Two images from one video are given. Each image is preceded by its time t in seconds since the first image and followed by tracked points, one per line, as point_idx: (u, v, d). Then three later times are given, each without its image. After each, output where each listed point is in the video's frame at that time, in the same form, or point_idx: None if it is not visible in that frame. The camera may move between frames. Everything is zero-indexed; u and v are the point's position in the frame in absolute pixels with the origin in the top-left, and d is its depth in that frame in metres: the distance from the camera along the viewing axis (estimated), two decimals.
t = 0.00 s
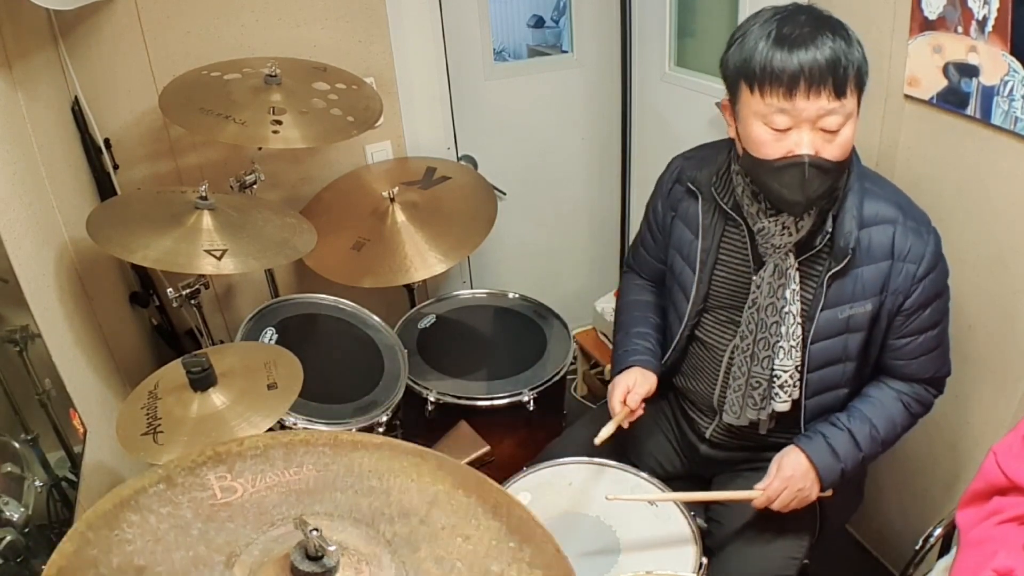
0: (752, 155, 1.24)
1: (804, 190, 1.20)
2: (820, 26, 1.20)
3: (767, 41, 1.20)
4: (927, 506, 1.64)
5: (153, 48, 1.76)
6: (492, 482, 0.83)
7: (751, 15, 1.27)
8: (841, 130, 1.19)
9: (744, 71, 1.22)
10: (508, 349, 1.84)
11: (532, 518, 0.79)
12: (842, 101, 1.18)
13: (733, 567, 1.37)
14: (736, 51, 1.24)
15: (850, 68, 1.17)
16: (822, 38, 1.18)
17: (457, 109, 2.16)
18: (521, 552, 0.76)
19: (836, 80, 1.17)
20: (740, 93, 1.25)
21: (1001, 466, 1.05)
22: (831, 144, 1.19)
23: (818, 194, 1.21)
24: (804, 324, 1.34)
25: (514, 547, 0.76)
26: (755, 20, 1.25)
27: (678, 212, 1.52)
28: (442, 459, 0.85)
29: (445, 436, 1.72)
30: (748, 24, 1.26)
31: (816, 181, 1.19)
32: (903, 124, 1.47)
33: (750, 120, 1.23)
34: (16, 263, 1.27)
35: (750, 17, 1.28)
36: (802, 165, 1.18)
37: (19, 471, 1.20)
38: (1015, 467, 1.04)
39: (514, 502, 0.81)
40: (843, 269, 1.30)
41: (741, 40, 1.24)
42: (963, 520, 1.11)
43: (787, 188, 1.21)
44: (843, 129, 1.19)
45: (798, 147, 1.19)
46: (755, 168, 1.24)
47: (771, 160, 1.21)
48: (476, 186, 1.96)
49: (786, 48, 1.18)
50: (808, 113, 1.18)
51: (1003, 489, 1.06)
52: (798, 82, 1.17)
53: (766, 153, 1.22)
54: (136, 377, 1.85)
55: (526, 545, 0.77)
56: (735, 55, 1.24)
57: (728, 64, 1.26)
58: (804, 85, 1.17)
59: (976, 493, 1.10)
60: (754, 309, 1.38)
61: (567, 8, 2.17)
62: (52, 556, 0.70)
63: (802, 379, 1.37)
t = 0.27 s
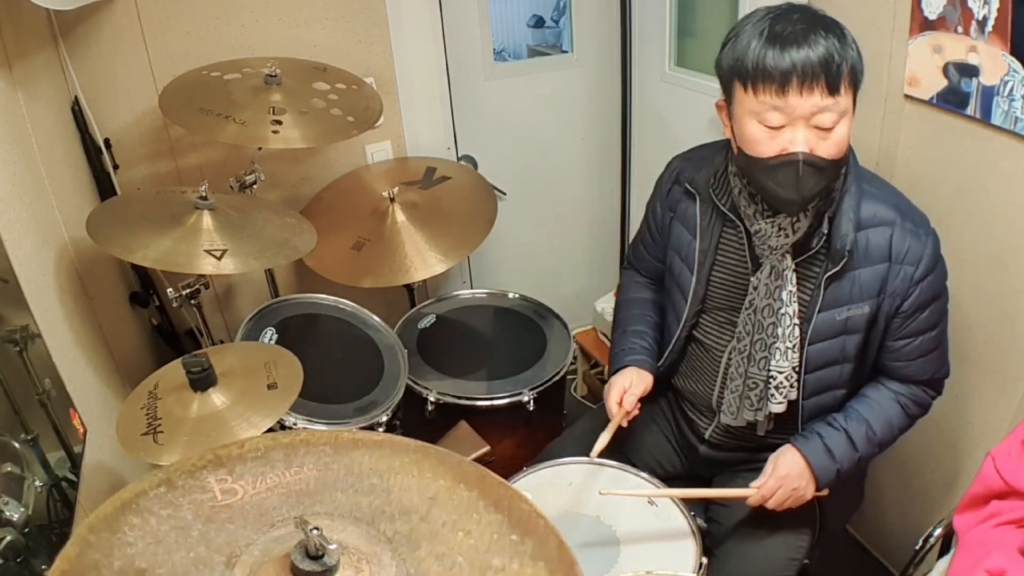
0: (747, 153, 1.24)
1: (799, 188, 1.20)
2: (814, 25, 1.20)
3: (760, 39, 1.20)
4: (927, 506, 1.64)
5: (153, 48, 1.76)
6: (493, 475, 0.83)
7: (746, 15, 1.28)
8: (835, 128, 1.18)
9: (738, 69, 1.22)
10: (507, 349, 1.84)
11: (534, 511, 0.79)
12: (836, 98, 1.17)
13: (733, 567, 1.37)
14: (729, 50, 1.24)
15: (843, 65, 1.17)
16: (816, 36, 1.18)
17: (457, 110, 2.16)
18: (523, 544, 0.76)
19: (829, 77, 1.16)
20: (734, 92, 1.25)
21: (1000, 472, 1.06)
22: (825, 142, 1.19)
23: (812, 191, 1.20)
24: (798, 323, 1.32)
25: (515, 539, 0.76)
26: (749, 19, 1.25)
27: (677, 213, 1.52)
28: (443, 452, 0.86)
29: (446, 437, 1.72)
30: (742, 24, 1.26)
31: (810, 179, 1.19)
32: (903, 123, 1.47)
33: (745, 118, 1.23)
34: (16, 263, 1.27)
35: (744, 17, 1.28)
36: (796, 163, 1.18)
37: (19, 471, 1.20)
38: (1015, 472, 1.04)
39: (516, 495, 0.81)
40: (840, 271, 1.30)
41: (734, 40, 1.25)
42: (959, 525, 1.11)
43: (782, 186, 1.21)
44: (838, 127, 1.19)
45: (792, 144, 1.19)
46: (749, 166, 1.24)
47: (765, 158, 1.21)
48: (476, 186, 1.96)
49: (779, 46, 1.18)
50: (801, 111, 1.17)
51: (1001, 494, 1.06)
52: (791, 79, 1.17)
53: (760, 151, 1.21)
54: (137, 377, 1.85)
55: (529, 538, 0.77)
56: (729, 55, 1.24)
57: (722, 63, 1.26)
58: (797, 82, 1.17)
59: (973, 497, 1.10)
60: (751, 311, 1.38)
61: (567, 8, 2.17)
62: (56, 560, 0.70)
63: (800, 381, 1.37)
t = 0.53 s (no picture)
0: (745, 155, 1.24)
1: (795, 189, 1.20)
2: (810, 26, 1.20)
3: (756, 41, 1.20)
4: (927, 506, 1.64)
5: (153, 48, 1.76)
6: (492, 479, 0.83)
7: (743, 16, 1.28)
8: (832, 130, 1.18)
9: (734, 71, 1.22)
10: (507, 349, 1.84)
11: (532, 515, 0.79)
12: (832, 100, 1.17)
13: (733, 567, 1.37)
14: (726, 52, 1.24)
15: (839, 67, 1.17)
16: (812, 37, 1.18)
17: (457, 110, 2.16)
18: (521, 548, 0.76)
19: (825, 79, 1.16)
20: (731, 94, 1.25)
21: (1001, 471, 1.05)
22: (822, 144, 1.19)
23: (808, 193, 1.20)
24: (797, 324, 1.33)
25: (513, 544, 0.76)
26: (746, 20, 1.25)
27: (676, 213, 1.52)
28: (443, 456, 0.86)
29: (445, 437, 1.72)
30: (739, 25, 1.26)
31: (807, 180, 1.19)
32: (903, 123, 1.47)
33: (741, 120, 1.23)
34: (16, 262, 1.27)
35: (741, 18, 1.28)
36: (793, 165, 1.18)
37: (19, 471, 1.20)
38: (1016, 471, 1.04)
39: (514, 499, 0.81)
40: (839, 272, 1.30)
41: (731, 41, 1.25)
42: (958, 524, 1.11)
43: (779, 188, 1.21)
44: (835, 129, 1.19)
45: (789, 146, 1.19)
46: (747, 168, 1.24)
47: (762, 160, 1.21)
48: (476, 186, 1.96)
49: (775, 48, 1.18)
50: (798, 113, 1.17)
51: (1001, 493, 1.06)
52: (787, 82, 1.17)
53: (758, 153, 1.21)
54: (137, 377, 1.85)
55: (526, 542, 0.76)
56: (726, 56, 1.24)
57: (719, 65, 1.26)
58: (793, 84, 1.17)
59: (973, 495, 1.10)
60: (750, 311, 1.38)
61: (567, 8, 2.17)
62: (54, 558, 0.70)
63: (799, 381, 1.37)
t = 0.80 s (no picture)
0: (745, 156, 1.24)
1: (795, 191, 1.20)
2: (811, 27, 1.20)
3: (757, 41, 1.20)
4: (926, 506, 1.64)
5: (153, 48, 1.76)
6: (492, 477, 0.83)
7: (743, 17, 1.28)
8: (832, 131, 1.18)
9: (735, 72, 1.22)
10: (507, 349, 1.84)
11: (533, 512, 0.79)
12: (832, 101, 1.17)
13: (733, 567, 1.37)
14: (726, 53, 1.25)
15: (839, 68, 1.17)
16: (812, 38, 1.18)
17: (457, 110, 2.16)
18: (521, 546, 0.76)
19: (825, 80, 1.16)
20: (731, 95, 1.25)
21: (1000, 471, 1.06)
22: (821, 145, 1.19)
23: (808, 194, 1.20)
24: (797, 325, 1.33)
25: (514, 541, 0.76)
26: (746, 21, 1.25)
27: (677, 213, 1.52)
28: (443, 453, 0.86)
29: (445, 437, 1.72)
30: (740, 25, 1.26)
31: (807, 181, 1.19)
32: (903, 123, 1.47)
33: (742, 121, 1.23)
34: (16, 263, 1.27)
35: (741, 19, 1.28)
36: (793, 166, 1.18)
37: (19, 471, 1.20)
38: (1015, 471, 1.04)
39: (514, 497, 0.81)
40: (839, 273, 1.30)
41: (731, 42, 1.25)
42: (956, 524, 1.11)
43: (778, 189, 1.21)
44: (835, 130, 1.19)
45: (789, 147, 1.19)
46: (747, 169, 1.24)
47: (761, 161, 1.21)
48: (476, 186, 1.96)
49: (775, 49, 1.18)
50: (798, 114, 1.18)
51: (1000, 493, 1.06)
52: (787, 83, 1.17)
53: (758, 154, 1.22)
54: (137, 377, 1.85)
55: (527, 540, 0.76)
56: (726, 57, 1.24)
57: (719, 66, 1.26)
58: (793, 86, 1.17)
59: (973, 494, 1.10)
60: (751, 312, 1.38)
61: (567, 8, 2.17)
62: (54, 558, 0.70)
63: (799, 382, 1.37)
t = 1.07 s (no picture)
0: (745, 161, 1.24)
1: (795, 196, 1.21)
2: (811, 30, 1.20)
3: (757, 46, 1.20)
4: (926, 506, 1.64)
5: (153, 48, 1.76)
6: (491, 480, 0.83)
7: (745, 20, 1.28)
8: (833, 136, 1.18)
9: (735, 78, 1.22)
10: (507, 350, 1.84)
11: (532, 515, 0.79)
12: (833, 106, 1.17)
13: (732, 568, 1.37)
14: (727, 57, 1.25)
15: (840, 72, 1.17)
16: (813, 43, 1.18)
17: (457, 110, 2.16)
18: (520, 549, 0.76)
19: (825, 86, 1.16)
20: (731, 100, 1.25)
21: (1001, 468, 1.05)
22: (822, 150, 1.19)
23: (808, 202, 1.21)
24: (798, 328, 1.33)
25: (513, 544, 0.76)
26: (747, 25, 1.25)
27: (678, 214, 1.52)
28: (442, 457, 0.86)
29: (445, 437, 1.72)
30: (741, 29, 1.26)
31: (807, 187, 1.19)
32: (903, 123, 1.47)
33: (742, 126, 1.23)
34: (16, 262, 1.27)
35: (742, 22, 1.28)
36: (793, 171, 1.18)
37: (19, 471, 1.19)
38: (1016, 469, 1.03)
39: (513, 501, 0.80)
40: (840, 276, 1.30)
41: (732, 46, 1.25)
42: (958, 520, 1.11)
43: (779, 195, 1.22)
44: (835, 135, 1.19)
45: (789, 152, 1.19)
46: (747, 174, 1.24)
47: (762, 167, 1.21)
48: (476, 186, 1.96)
49: (775, 54, 1.18)
50: (798, 119, 1.18)
51: (1002, 490, 1.05)
52: (787, 88, 1.17)
53: (758, 159, 1.22)
54: (136, 377, 1.85)
55: (526, 542, 0.76)
56: (727, 61, 1.24)
57: (720, 70, 1.27)
58: (793, 91, 1.17)
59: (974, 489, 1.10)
60: (751, 314, 1.38)
61: (567, 9, 2.18)
62: (54, 558, 0.70)
63: (799, 384, 1.37)
